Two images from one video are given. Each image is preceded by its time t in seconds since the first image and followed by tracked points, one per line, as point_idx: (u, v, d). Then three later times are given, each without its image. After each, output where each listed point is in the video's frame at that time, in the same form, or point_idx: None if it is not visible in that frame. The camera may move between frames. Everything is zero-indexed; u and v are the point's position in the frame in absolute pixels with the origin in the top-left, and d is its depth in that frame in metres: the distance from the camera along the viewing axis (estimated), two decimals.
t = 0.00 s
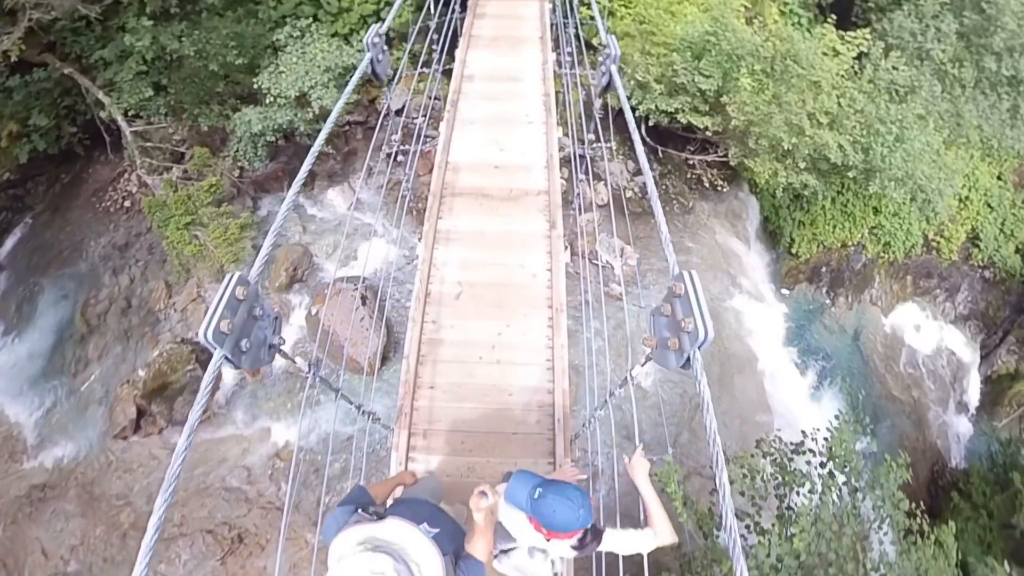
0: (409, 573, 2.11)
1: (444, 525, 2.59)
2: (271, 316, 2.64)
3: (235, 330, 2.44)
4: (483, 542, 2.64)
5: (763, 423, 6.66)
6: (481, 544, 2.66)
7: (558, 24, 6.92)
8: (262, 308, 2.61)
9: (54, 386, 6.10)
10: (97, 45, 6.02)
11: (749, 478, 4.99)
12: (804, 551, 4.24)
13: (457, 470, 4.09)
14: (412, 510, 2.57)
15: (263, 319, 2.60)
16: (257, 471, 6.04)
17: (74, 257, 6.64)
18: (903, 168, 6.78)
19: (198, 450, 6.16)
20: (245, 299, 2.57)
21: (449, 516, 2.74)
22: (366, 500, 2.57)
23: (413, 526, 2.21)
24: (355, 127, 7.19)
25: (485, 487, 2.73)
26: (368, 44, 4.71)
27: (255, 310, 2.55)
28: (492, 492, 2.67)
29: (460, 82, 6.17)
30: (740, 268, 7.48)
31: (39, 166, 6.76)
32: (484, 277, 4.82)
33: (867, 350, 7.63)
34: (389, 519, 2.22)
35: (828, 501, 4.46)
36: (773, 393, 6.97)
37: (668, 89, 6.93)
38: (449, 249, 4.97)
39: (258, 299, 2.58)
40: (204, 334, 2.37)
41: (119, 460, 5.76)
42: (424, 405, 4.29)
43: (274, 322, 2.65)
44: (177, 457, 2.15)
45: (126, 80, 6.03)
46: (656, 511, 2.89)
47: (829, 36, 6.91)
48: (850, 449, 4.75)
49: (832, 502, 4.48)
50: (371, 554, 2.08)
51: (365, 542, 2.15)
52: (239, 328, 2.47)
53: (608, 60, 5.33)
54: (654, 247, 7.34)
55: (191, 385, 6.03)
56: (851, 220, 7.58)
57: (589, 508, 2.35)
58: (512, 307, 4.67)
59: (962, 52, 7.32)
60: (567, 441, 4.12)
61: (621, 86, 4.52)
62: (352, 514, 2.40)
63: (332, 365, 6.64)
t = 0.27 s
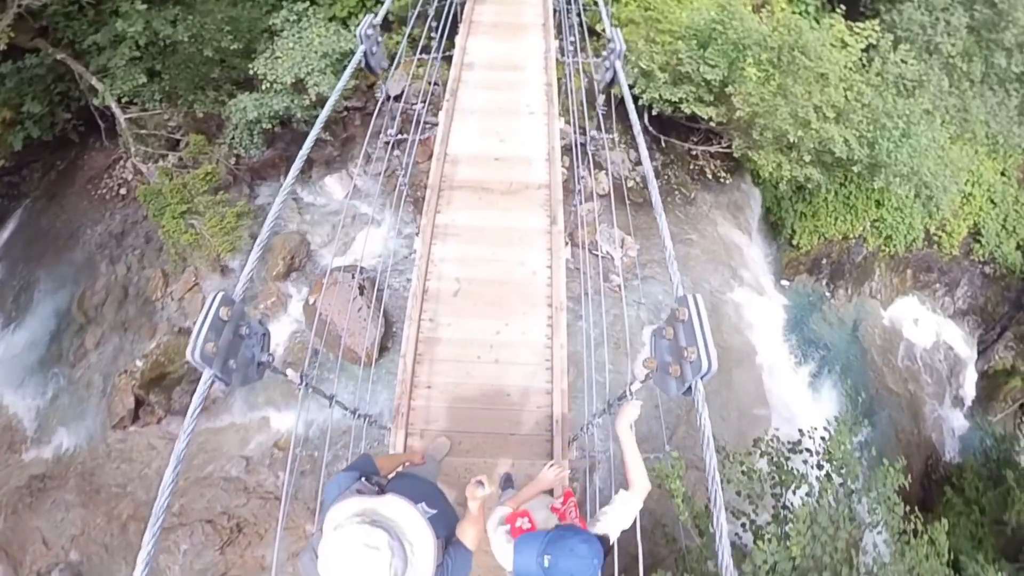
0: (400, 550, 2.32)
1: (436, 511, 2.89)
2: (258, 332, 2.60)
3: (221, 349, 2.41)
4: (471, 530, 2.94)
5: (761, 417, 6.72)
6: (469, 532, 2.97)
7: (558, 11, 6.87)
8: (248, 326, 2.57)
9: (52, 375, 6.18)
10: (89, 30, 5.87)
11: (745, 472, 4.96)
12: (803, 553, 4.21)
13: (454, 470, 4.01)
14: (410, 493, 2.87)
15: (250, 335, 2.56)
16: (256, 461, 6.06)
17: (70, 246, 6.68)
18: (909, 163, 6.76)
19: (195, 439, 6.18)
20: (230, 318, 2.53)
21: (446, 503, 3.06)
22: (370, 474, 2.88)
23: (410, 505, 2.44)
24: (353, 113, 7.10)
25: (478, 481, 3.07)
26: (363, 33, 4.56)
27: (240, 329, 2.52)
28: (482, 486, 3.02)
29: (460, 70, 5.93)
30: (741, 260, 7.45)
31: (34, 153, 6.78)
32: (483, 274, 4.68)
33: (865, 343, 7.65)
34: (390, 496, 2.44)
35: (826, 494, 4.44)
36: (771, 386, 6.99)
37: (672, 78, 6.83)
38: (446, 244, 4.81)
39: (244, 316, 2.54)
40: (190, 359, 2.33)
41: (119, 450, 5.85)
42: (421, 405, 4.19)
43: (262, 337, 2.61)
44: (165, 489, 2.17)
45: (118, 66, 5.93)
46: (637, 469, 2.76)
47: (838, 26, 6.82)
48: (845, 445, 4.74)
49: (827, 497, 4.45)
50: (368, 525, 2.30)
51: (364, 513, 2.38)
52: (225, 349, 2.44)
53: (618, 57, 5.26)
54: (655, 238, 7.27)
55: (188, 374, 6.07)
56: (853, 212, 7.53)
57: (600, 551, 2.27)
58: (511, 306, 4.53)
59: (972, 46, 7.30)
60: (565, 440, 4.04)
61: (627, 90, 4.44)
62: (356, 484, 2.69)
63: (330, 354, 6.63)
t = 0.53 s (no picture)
0: (389, 525, 2.39)
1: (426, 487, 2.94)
2: (250, 350, 2.45)
3: (208, 375, 2.28)
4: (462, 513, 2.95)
5: (757, 411, 6.74)
6: (460, 514, 2.99)
7: None
8: (239, 344, 2.41)
9: (48, 365, 6.23)
10: (80, 14, 5.87)
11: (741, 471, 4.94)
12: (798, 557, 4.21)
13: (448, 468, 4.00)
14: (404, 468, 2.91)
15: (241, 355, 2.41)
16: (253, 451, 6.05)
17: (65, 235, 6.68)
18: (914, 159, 6.69)
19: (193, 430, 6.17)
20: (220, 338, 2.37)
21: (439, 478, 3.11)
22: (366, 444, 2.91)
23: (402, 481, 2.49)
24: (350, 99, 6.97)
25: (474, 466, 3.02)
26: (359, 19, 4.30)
27: (230, 349, 2.37)
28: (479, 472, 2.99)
29: (458, 57, 5.71)
30: (742, 252, 7.40)
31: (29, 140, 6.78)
32: (479, 271, 4.58)
33: (863, 335, 7.65)
34: (384, 470, 2.49)
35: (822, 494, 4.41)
36: (769, 379, 7.01)
37: (675, 67, 6.73)
38: (443, 241, 4.71)
39: (233, 336, 2.38)
40: (173, 388, 2.22)
41: (116, 440, 5.90)
42: (416, 406, 4.16)
43: (253, 355, 2.44)
44: (153, 527, 2.16)
45: (110, 53, 5.91)
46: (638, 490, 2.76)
47: (846, 17, 6.68)
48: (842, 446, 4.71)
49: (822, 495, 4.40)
50: (361, 497, 2.35)
51: (357, 484, 2.42)
52: (212, 374, 2.31)
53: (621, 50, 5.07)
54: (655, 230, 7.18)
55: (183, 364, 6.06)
56: (854, 204, 7.46)
57: None
58: (508, 305, 4.45)
59: (980, 41, 7.10)
60: (561, 443, 3.99)
61: (632, 84, 4.39)
62: (351, 454, 2.74)
63: (327, 344, 6.60)
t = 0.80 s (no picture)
0: (373, 507, 2.54)
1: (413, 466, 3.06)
2: (224, 373, 2.51)
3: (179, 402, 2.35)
4: (446, 496, 3.02)
5: (752, 404, 6.72)
6: (443, 496, 3.05)
7: None
8: (213, 369, 2.47)
9: (44, 355, 6.27)
10: None
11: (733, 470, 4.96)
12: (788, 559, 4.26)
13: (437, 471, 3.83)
14: (390, 447, 3.01)
15: (214, 379, 2.47)
16: (248, 442, 6.08)
17: (59, 223, 6.71)
18: (918, 155, 6.65)
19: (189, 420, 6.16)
20: (193, 363, 2.45)
21: (425, 456, 3.22)
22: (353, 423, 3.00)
23: (387, 464, 2.62)
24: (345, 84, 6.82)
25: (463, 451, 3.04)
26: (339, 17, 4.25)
27: (202, 374, 2.43)
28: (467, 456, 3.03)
29: (454, 45, 5.49)
30: (741, 244, 7.35)
31: (21, 128, 6.75)
32: (471, 268, 4.40)
33: (860, 328, 7.67)
34: (372, 453, 2.60)
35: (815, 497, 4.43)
36: (765, 371, 7.01)
37: (677, 55, 6.63)
38: (435, 236, 4.51)
39: (205, 361, 2.45)
40: (146, 420, 2.30)
41: (111, 431, 5.90)
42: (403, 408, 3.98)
43: (227, 378, 2.51)
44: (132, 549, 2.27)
45: (101, 38, 5.88)
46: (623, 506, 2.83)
47: (853, 7, 6.57)
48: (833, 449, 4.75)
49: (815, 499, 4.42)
50: (346, 479, 2.50)
51: (344, 464, 2.56)
52: (184, 402, 2.37)
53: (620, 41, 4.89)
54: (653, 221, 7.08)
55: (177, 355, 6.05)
56: (856, 197, 7.42)
57: None
58: (500, 303, 4.28)
59: (989, 35, 7.09)
60: (552, 446, 3.84)
61: (631, 87, 4.34)
62: (337, 432, 2.84)
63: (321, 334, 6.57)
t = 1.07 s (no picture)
0: (351, 487, 2.61)
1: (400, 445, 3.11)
2: (195, 393, 2.40)
3: (146, 428, 2.28)
4: (433, 478, 3.11)
5: (747, 398, 6.69)
6: (430, 478, 3.12)
7: None
8: (182, 390, 2.38)
9: (41, 345, 6.39)
10: None
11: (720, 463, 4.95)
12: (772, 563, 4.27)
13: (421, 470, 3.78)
14: (376, 427, 3.07)
15: (184, 401, 2.38)
16: (243, 432, 6.11)
17: (55, 212, 6.78)
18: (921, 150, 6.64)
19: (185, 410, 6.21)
20: (162, 385, 2.36)
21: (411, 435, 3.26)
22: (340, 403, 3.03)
23: (369, 445, 2.68)
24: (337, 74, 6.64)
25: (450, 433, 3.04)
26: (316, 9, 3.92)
27: (170, 397, 2.34)
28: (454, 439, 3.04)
29: (446, 33, 5.28)
30: (739, 236, 7.31)
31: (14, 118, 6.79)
32: (459, 266, 4.23)
33: (856, 319, 7.73)
34: (356, 433, 2.68)
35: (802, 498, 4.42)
36: (761, 364, 7.02)
37: (678, 42, 6.54)
38: (422, 233, 4.34)
39: (174, 383, 2.34)
40: (116, 444, 2.25)
41: (108, 419, 6.02)
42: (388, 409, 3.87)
43: (197, 399, 2.41)
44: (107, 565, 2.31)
45: (91, 25, 5.83)
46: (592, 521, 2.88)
47: None
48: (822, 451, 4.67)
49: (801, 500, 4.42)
50: (329, 458, 2.56)
51: (329, 442, 2.62)
52: (152, 426, 2.30)
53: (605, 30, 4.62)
54: (650, 211, 6.99)
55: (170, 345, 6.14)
56: (857, 188, 7.38)
57: None
58: (488, 303, 4.14)
59: (997, 30, 6.96)
60: (537, 446, 3.80)
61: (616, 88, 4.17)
62: (323, 411, 2.88)
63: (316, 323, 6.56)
